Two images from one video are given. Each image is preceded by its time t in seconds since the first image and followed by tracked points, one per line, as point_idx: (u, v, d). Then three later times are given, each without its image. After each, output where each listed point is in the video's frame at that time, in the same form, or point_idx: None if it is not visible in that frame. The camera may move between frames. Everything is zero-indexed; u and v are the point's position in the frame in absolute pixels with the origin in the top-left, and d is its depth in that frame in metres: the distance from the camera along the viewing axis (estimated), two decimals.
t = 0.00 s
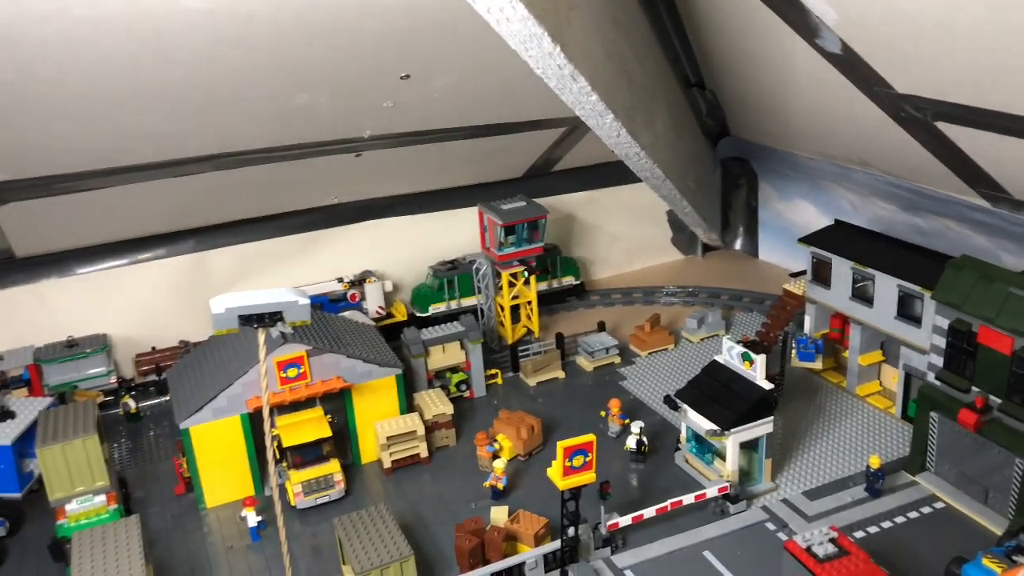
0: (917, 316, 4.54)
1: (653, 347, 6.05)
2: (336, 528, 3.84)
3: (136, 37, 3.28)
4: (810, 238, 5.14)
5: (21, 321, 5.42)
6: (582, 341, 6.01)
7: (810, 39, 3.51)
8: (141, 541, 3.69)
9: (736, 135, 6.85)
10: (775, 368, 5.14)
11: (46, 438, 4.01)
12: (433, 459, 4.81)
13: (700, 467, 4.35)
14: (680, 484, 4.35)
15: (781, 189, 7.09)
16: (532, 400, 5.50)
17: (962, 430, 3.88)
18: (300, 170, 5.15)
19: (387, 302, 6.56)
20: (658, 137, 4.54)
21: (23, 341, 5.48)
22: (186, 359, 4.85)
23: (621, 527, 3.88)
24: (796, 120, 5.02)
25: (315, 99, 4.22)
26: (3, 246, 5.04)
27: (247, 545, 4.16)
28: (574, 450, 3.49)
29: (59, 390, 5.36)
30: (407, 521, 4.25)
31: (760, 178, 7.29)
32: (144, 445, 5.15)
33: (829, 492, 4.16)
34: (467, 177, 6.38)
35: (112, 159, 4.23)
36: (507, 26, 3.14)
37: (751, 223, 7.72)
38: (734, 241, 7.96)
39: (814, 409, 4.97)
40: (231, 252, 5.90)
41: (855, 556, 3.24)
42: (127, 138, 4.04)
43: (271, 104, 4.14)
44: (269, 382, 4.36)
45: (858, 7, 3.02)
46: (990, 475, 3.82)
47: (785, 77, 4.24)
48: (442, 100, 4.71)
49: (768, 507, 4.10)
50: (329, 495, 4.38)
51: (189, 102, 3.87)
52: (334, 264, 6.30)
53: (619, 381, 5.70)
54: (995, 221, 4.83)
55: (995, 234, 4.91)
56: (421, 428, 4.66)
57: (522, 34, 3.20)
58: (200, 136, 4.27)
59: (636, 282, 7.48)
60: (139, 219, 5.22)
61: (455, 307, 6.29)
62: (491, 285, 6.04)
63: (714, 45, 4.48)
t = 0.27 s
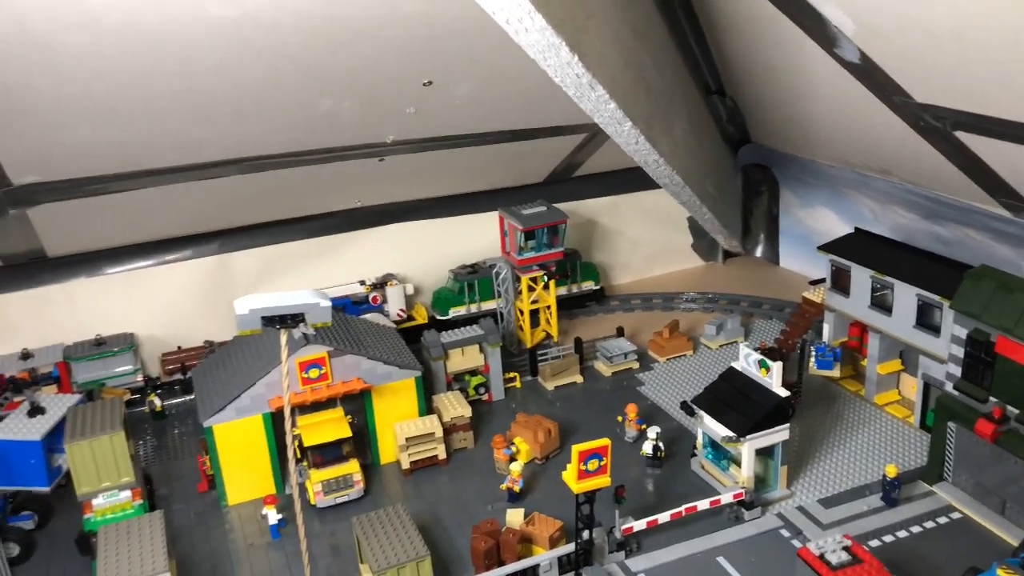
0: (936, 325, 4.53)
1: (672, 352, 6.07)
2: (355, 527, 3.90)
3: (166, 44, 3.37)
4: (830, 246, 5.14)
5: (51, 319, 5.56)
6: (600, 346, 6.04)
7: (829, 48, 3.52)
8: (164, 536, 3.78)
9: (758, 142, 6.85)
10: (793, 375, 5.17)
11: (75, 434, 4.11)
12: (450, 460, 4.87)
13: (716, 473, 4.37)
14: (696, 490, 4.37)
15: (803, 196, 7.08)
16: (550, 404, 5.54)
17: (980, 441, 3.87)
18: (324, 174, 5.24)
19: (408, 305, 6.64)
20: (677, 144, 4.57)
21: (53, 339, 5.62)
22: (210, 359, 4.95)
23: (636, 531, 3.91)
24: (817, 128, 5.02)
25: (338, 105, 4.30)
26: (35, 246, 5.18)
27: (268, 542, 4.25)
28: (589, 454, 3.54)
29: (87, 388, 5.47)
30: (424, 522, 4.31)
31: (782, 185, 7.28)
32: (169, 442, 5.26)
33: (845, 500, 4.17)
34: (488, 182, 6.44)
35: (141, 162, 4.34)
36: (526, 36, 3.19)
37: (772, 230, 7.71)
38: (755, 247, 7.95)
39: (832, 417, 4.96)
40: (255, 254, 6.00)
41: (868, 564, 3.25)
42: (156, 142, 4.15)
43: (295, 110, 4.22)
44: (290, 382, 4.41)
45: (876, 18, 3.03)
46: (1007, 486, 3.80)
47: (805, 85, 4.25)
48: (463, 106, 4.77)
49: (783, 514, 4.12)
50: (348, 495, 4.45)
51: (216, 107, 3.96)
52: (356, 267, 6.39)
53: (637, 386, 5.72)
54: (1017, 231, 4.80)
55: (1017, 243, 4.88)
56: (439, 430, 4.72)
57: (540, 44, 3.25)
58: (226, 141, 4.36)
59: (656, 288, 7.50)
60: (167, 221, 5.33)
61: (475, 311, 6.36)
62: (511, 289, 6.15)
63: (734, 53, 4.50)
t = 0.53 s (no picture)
0: (949, 332, 4.52)
1: (684, 358, 6.08)
2: (367, 529, 3.94)
3: (185, 53, 3.45)
4: (843, 253, 5.14)
5: (72, 322, 5.66)
6: (613, 352, 6.07)
7: (840, 57, 3.54)
8: (179, 536, 3.83)
9: (771, 150, 6.87)
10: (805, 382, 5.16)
11: (93, 434, 4.18)
12: (462, 464, 4.90)
13: (727, 479, 4.39)
14: (706, 496, 4.38)
15: (817, 203, 7.07)
16: (562, 409, 5.57)
17: (992, 449, 3.86)
18: (339, 180, 5.31)
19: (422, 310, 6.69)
20: (689, 151, 4.60)
21: (73, 341, 5.71)
22: (226, 362, 5.02)
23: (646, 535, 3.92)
24: (829, 135, 5.03)
25: (354, 112, 4.36)
26: (56, 251, 5.27)
27: (282, 544, 4.30)
28: (599, 458, 3.56)
29: (106, 390, 5.59)
30: (436, 525, 4.35)
31: (796, 192, 7.28)
32: (186, 444, 5.33)
33: (856, 506, 4.17)
34: (502, 188, 6.49)
35: (160, 168, 4.43)
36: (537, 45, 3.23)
37: (786, 237, 7.71)
38: (769, 254, 7.95)
39: (844, 423, 4.96)
40: (272, 259, 6.08)
41: (877, 569, 3.25)
42: (175, 149, 4.23)
43: (311, 117, 4.29)
44: (305, 385, 4.48)
45: (885, 27, 3.05)
46: (1020, 494, 3.78)
47: (817, 93, 4.27)
48: (477, 113, 4.83)
49: (794, 520, 4.12)
50: (361, 497, 4.49)
51: (234, 115, 4.04)
52: (371, 272, 6.45)
53: (649, 392, 5.74)
54: None
55: None
56: (451, 434, 4.76)
57: (551, 53, 3.29)
58: (243, 147, 4.43)
59: (669, 294, 7.51)
60: (185, 226, 5.42)
61: (489, 316, 6.43)
62: (524, 295, 6.20)
63: (746, 61, 4.53)
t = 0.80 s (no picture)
0: (949, 341, 4.55)
1: (686, 367, 6.11)
2: (371, 535, 3.98)
3: (194, 64, 3.51)
4: (844, 262, 5.19)
5: (78, 331, 5.71)
6: (615, 360, 6.10)
7: (838, 68, 3.59)
8: (186, 542, 3.87)
9: (772, 160, 6.92)
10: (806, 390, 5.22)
11: (100, 441, 4.23)
12: (466, 472, 4.93)
13: (729, 486, 4.41)
14: (708, 503, 4.41)
15: (818, 213, 7.12)
16: (565, 417, 5.60)
17: (991, 457, 3.89)
18: (344, 190, 5.36)
19: (426, 319, 6.74)
20: (690, 162, 4.65)
21: (80, 350, 5.77)
22: (231, 371, 5.06)
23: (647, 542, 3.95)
24: (829, 145, 5.08)
25: (359, 123, 4.43)
26: (63, 260, 5.33)
27: (286, 550, 4.33)
28: (600, 464, 3.60)
29: (112, 398, 5.64)
30: (440, 531, 4.38)
31: (797, 202, 7.33)
32: (191, 452, 5.37)
33: (857, 514, 4.19)
34: (505, 198, 6.54)
35: (167, 178, 4.49)
36: (537, 58, 3.26)
37: (788, 247, 7.75)
38: (771, 264, 7.98)
39: (845, 432, 4.99)
40: (276, 268, 6.14)
41: None
42: (182, 159, 4.29)
43: (316, 127, 4.35)
44: (309, 393, 4.52)
45: (880, 40, 3.11)
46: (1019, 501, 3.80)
47: (815, 104, 4.32)
48: (480, 124, 4.88)
49: (795, 527, 4.15)
50: (365, 504, 4.53)
51: (241, 125, 4.10)
52: (375, 281, 6.50)
53: (652, 400, 5.77)
54: None
55: None
56: (454, 442, 4.80)
57: (552, 66, 3.34)
58: (248, 158, 4.49)
59: (672, 303, 7.55)
60: (191, 236, 5.48)
61: (492, 325, 6.46)
62: (528, 304, 6.20)
63: (745, 72, 4.58)
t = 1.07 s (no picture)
0: (943, 341, 4.58)
1: (683, 368, 6.15)
2: (369, 533, 4.01)
3: (194, 64, 3.54)
4: (839, 263, 5.22)
5: (79, 330, 5.74)
6: (612, 361, 6.13)
7: (833, 70, 3.62)
8: (185, 539, 3.90)
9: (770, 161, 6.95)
10: (802, 390, 5.24)
11: (100, 439, 4.25)
12: (463, 471, 4.96)
13: (723, 485, 4.45)
14: (704, 502, 4.44)
15: (815, 214, 7.15)
16: (562, 417, 5.63)
17: (984, 455, 3.92)
18: (343, 191, 5.40)
19: (425, 320, 6.77)
20: (686, 163, 4.69)
21: (80, 349, 5.79)
22: (230, 370, 5.09)
23: (643, 540, 3.98)
24: (825, 147, 5.12)
25: (358, 123, 4.46)
26: (64, 260, 5.36)
27: (284, 548, 4.36)
28: (596, 462, 3.64)
29: (112, 397, 5.67)
30: (437, 530, 4.41)
31: (794, 204, 7.37)
32: (190, 451, 5.40)
33: (851, 513, 4.22)
34: (504, 199, 6.58)
35: (168, 178, 4.52)
36: (535, 58, 3.31)
37: (785, 248, 7.79)
38: (769, 265, 8.02)
39: (840, 432, 5.02)
40: (276, 268, 6.17)
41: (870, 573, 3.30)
42: (183, 158, 4.32)
43: (316, 128, 4.38)
44: (308, 392, 4.56)
45: (874, 42, 3.13)
46: (1013, 500, 3.83)
47: (811, 106, 4.36)
48: (479, 125, 4.92)
49: (790, 525, 4.18)
50: (363, 503, 4.58)
51: (241, 125, 4.13)
52: (374, 281, 6.54)
53: (648, 400, 5.80)
54: None
55: None
56: (452, 441, 4.83)
57: (549, 66, 3.38)
58: (248, 158, 4.53)
59: (669, 304, 7.59)
60: (191, 236, 5.51)
61: (491, 325, 6.49)
62: (525, 304, 6.27)
63: (742, 74, 4.62)
